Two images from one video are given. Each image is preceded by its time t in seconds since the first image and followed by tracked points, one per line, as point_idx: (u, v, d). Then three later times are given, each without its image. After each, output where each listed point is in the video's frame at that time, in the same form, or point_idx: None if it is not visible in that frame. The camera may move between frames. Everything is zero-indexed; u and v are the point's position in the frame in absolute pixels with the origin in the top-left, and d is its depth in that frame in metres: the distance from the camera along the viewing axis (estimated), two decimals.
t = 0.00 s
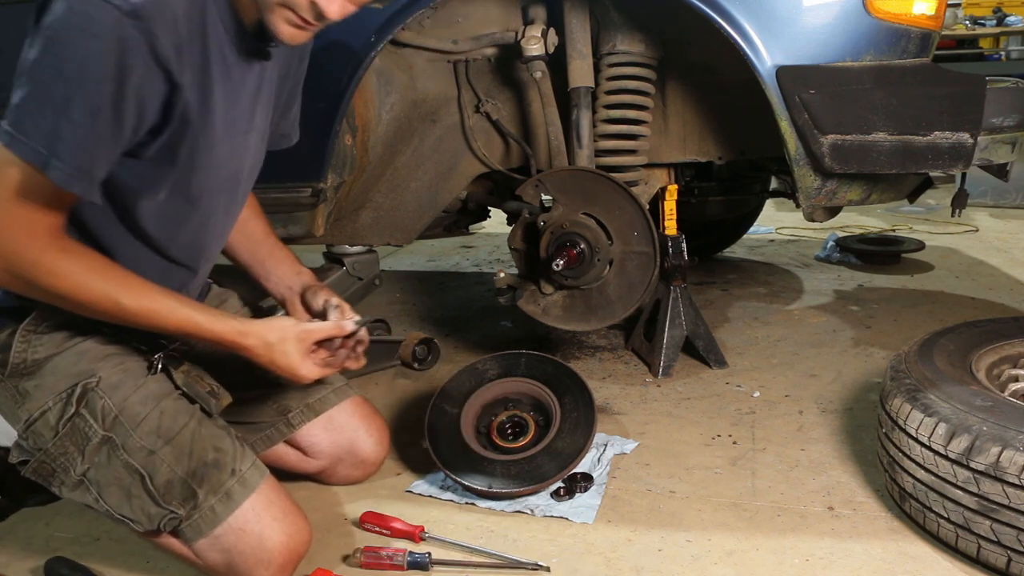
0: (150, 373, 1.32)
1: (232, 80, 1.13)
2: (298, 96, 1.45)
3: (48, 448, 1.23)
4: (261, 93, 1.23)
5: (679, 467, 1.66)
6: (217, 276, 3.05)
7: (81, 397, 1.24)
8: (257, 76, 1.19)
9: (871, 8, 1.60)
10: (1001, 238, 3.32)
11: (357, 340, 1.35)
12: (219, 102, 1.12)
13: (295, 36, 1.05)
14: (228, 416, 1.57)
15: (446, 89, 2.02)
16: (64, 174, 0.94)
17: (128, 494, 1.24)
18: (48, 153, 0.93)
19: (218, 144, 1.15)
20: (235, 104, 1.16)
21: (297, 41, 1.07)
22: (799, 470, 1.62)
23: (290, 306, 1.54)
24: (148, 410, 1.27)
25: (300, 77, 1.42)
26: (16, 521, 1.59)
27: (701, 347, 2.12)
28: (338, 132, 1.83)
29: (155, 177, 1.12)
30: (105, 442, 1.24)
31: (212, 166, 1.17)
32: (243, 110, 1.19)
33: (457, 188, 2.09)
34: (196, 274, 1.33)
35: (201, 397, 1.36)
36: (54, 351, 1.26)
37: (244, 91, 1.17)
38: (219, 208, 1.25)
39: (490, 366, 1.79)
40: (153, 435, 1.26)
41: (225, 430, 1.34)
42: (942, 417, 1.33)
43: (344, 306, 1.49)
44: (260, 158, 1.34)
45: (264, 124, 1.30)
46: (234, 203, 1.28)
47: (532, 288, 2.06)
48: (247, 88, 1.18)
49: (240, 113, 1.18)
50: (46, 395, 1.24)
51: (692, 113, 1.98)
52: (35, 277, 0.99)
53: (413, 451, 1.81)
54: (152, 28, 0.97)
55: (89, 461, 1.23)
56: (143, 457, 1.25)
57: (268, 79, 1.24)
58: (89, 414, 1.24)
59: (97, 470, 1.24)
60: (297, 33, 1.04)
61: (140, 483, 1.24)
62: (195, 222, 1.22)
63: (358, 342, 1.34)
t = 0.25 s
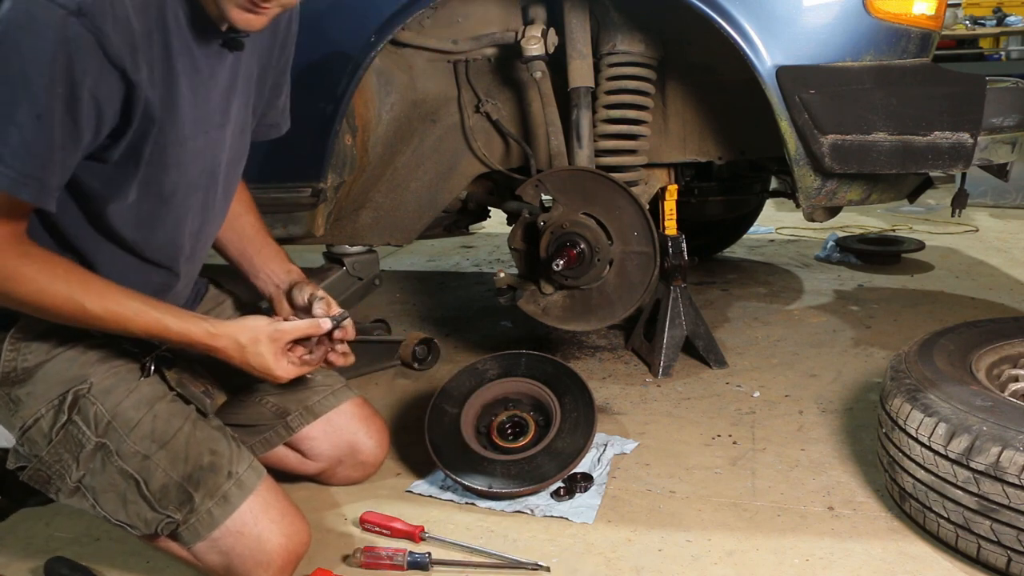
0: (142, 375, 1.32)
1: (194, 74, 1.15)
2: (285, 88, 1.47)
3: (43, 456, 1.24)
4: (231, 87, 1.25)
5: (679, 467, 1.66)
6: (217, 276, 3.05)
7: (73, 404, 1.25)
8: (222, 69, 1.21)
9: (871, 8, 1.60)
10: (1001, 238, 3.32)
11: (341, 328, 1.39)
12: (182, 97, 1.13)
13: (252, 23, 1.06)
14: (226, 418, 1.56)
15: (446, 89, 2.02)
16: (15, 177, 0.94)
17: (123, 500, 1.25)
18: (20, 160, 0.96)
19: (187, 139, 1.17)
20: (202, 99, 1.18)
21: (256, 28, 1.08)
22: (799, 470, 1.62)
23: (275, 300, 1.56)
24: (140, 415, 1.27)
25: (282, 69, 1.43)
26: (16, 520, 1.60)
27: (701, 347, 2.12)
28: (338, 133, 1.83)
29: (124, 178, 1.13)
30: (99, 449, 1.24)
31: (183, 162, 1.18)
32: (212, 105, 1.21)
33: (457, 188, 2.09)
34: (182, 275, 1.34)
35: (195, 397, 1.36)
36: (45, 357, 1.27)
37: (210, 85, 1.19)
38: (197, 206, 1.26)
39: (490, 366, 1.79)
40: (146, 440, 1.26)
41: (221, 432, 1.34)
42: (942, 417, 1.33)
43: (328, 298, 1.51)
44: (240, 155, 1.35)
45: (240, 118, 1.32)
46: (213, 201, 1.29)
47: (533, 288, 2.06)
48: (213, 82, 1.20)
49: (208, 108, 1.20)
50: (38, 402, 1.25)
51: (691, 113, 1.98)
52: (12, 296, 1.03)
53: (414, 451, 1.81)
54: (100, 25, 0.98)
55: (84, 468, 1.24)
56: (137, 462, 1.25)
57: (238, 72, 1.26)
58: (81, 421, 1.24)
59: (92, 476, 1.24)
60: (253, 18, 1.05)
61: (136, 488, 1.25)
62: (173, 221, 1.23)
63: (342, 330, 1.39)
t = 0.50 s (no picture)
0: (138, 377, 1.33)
1: (180, 73, 1.13)
2: (278, 80, 1.45)
3: (41, 459, 1.26)
4: (219, 84, 1.23)
5: (679, 467, 1.66)
6: (217, 276, 3.05)
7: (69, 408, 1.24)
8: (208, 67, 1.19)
9: (871, 8, 1.60)
10: (1001, 238, 3.32)
11: (356, 332, 1.45)
12: (169, 98, 1.12)
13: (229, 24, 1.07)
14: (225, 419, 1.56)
15: (446, 89, 2.02)
16: None
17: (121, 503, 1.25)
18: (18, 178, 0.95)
19: (176, 140, 1.15)
20: (189, 99, 1.16)
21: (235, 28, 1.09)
22: (799, 470, 1.62)
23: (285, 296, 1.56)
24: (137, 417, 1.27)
25: (276, 60, 1.41)
26: (16, 520, 1.60)
27: (701, 347, 2.12)
28: (338, 133, 1.82)
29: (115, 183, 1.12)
30: (96, 453, 1.24)
31: (174, 164, 1.17)
32: (201, 104, 1.19)
33: (457, 187, 2.09)
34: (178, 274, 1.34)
35: (194, 397, 1.35)
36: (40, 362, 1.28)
37: (197, 84, 1.17)
38: (192, 207, 1.25)
39: (490, 366, 1.79)
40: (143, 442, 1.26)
41: (219, 433, 1.34)
42: (942, 417, 1.33)
43: (340, 294, 1.51)
44: (233, 152, 1.34)
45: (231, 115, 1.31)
46: (208, 201, 1.28)
47: (533, 288, 2.06)
48: (200, 81, 1.18)
49: (197, 107, 1.18)
50: (35, 406, 1.27)
51: (692, 113, 1.98)
52: None
53: (414, 451, 1.81)
54: (78, 32, 0.95)
55: (82, 471, 1.24)
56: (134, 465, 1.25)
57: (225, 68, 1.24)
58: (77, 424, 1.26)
59: (90, 479, 1.24)
60: (230, 18, 1.05)
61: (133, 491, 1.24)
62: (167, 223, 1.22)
63: (354, 339, 1.44)
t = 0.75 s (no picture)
0: (139, 377, 1.34)
1: (178, 71, 1.12)
2: (275, 74, 1.45)
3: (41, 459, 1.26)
4: (213, 80, 1.23)
5: (679, 467, 1.66)
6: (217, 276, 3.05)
7: (69, 408, 1.26)
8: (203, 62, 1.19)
9: (871, 8, 1.60)
10: (1001, 238, 3.32)
11: (353, 341, 1.44)
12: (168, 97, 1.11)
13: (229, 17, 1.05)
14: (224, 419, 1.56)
15: (446, 89, 2.02)
16: (20, 200, 0.87)
17: (122, 503, 1.25)
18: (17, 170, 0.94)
19: (175, 138, 1.15)
20: (187, 96, 1.16)
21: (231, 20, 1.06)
22: (799, 470, 1.62)
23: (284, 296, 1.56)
24: (137, 417, 1.27)
25: (271, 52, 1.41)
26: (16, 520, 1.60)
27: (701, 347, 2.12)
28: (338, 133, 1.82)
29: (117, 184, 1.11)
30: (95, 452, 1.25)
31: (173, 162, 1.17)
32: (197, 102, 1.19)
33: (457, 187, 2.09)
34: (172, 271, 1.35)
35: (193, 398, 1.35)
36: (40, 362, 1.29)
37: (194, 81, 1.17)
38: (184, 201, 1.26)
39: (490, 366, 1.79)
40: (143, 442, 1.26)
41: (220, 434, 1.34)
42: (942, 417, 1.33)
43: (338, 297, 1.50)
44: (226, 146, 1.34)
45: (224, 109, 1.30)
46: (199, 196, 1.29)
47: (532, 288, 2.06)
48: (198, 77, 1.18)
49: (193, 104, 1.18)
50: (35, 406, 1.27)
51: (692, 113, 1.98)
52: None
53: (414, 451, 1.81)
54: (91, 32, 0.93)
55: (82, 471, 1.25)
56: (133, 466, 1.24)
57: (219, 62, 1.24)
58: (78, 424, 1.26)
59: (90, 480, 1.24)
60: (229, 12, 1.03)
61: (133, 492, 1.24)
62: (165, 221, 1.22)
63: (353, 346, 1.44)
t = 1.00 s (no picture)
0: (138, 377, 1.33)
1: (176, 70, 1.12)
2: (271, 72, 1.46)
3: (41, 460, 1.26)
4: (210, 78, 1.23)
5: (679, 467, 1.66)
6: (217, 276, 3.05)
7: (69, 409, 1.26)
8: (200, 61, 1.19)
9: (871, 8, 1.60)
10: (1001, 238, 3.32)
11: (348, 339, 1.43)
12: (166, 96, 1.11)
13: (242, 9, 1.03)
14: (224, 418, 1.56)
15: (446, 89, 2.02)
16: (18, 206, 0.86)
17: (122, 503, 1.25)
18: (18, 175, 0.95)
19: (174, 137, 1.15)
20: (185, 95, 1.16)
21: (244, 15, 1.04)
22: (799, 470, 1.62)
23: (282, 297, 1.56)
24: (137, 417, 1.27)
25: (266, 46, 1.41)
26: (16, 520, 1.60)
27: (701, 347, 2.12)
28: (338, 133, 1.83)
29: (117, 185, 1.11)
30: (95, 453, 1.25)
31: (173, 161, 1.17)
32: (195, 100, 1.19)
33: (457, 188, 2.09)
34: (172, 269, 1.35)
35: (192, 398, 1.35)
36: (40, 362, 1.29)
37: (192, 80, 1.17)
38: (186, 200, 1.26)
39: (490, 366, 1.79)
40: (143, 443, 1.26)
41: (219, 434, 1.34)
42: (942, 417, 1.33)
43: (334, 297, 1.50)
44: (224, 143, 1.34)
45: (222, 107, 1.30)
46: (199, 194, 1.29)
47: (532, 288, 2.06)
48: (196, 76, 1.18)
49: (191, 103, 1.18)
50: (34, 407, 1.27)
51: (692, 113, 1.98)
52: None
53: (413, 451, 1.81)
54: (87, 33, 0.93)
55: (82, 472, 1.25)
56: (134, 467, 1.25)
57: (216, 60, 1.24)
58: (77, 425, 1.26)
59: (91, 480, 1.25)
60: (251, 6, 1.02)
61: (134, 492, 1.24)
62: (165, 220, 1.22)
63: (347, 346, 1.43)
